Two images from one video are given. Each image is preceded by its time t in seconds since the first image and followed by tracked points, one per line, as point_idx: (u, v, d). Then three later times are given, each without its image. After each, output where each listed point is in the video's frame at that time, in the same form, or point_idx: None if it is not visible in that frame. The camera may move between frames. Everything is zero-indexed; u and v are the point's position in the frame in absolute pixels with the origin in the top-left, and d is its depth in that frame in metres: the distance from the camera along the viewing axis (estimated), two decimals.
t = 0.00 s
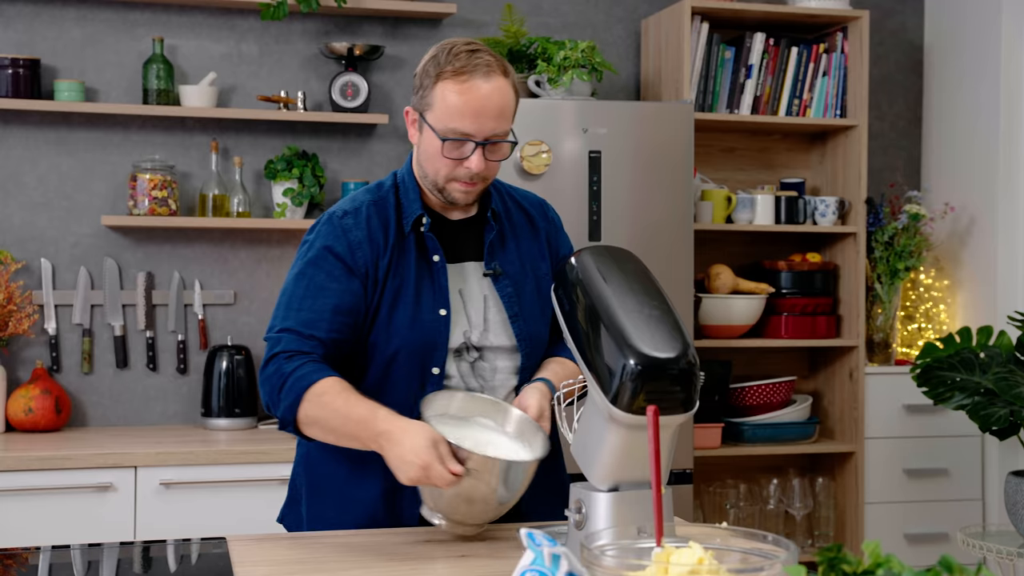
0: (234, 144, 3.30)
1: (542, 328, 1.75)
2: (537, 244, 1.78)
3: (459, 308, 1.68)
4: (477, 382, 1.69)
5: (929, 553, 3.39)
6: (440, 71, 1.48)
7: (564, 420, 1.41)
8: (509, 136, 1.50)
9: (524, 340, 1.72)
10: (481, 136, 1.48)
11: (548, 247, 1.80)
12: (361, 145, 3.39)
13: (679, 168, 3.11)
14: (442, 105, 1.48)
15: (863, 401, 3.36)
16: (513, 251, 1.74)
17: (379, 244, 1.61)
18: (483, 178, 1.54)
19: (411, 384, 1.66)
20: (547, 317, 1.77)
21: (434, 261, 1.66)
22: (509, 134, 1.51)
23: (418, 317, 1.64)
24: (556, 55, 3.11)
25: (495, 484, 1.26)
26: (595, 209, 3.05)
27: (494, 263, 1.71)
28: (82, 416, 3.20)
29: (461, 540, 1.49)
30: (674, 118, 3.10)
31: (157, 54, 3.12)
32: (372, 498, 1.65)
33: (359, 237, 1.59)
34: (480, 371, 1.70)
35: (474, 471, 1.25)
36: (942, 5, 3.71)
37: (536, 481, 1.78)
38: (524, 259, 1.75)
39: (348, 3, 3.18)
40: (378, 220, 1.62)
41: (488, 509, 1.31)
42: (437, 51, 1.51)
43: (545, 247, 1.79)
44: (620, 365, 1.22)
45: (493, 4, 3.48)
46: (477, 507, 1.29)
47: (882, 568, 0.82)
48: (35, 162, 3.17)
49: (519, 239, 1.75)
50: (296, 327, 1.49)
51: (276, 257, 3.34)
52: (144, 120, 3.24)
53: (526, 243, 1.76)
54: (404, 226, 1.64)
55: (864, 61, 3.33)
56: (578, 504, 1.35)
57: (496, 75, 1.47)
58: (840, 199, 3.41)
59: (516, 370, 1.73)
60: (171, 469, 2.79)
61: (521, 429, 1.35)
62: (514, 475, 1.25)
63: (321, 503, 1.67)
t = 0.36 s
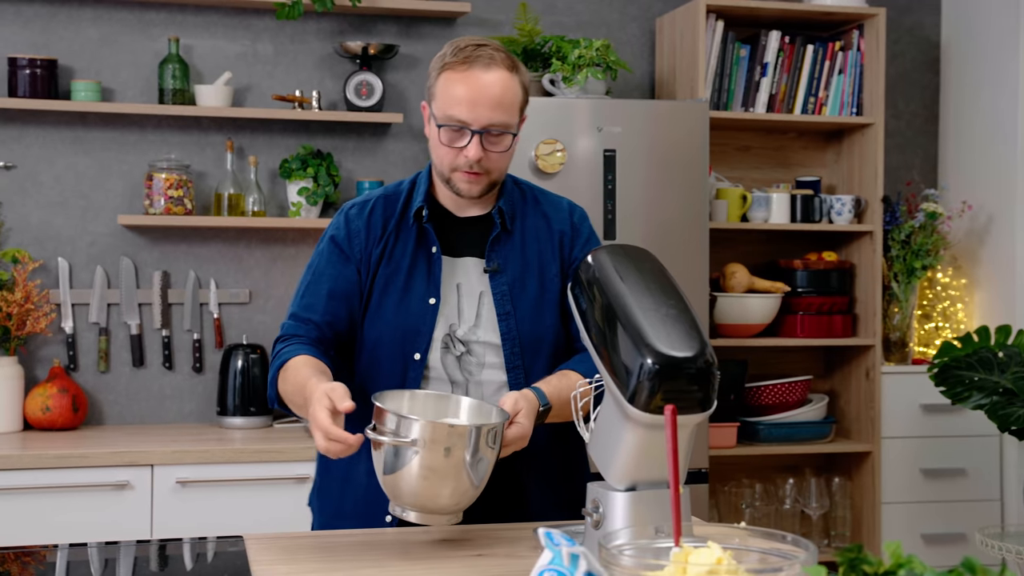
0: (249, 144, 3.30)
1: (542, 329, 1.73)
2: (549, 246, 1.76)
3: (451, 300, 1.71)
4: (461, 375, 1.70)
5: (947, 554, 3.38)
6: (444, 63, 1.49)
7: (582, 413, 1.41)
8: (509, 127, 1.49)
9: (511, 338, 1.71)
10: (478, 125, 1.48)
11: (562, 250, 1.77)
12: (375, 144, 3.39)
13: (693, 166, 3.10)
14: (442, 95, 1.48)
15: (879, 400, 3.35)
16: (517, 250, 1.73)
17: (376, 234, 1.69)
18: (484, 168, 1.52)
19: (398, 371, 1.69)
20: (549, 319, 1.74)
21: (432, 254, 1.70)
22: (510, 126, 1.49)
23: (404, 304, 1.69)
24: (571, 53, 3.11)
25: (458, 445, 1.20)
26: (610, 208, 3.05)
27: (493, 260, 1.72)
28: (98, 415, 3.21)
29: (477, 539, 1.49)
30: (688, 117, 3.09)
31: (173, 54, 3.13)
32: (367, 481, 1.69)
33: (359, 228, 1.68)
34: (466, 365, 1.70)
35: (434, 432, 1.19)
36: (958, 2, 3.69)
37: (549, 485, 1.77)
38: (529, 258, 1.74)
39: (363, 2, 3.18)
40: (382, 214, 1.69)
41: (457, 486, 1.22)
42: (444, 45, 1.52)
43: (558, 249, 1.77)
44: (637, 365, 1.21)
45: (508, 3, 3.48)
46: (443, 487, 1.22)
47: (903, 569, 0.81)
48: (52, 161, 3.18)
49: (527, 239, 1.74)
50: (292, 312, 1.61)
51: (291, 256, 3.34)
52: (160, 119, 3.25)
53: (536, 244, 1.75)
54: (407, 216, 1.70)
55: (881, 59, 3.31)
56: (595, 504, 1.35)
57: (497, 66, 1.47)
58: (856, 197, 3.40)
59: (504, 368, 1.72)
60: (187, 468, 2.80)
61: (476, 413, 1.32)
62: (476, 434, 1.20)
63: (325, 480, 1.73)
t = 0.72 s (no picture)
0: (267, 145, 3.31)
1: (554, 326, 1.70)
2: (573, 246, 1.73)
3: (467, 291, 1.72)
4: (466, 364, 1.70)
5: (966, 558, 3.36)
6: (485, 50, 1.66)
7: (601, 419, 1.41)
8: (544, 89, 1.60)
9: (519, 330, 1.69)
10: (515, 83, 1.59)
11: (586, 252, 1.74)
12: (393, 145, 3.40)
13: (711, 167, 3.09)
14: (483, 68, 1.63)
15: (898, 403, 3.33)
16: (539, 245, 1.72)
17: (405, 228, 1.76)
18: (521, 131, 1.61)
19: (408, 358, 1.72)
20: (562, 315, 1.71)
21: (454, 246, 1.73)
22: (546, 90, 1.61)
23: (420, 290, 1.72)
24: (589, 55, 3.10)
25: (457, 474, 1.24)
26: (628, 209, 3.04)
27: (513, 253, 1.71)
28: (117, 415, 3.22)
29: (497, 542, 1.49)
30: (706, 118, 3.08)
31: (192, 56, 3.14)
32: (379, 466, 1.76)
33: (391, 224, 1.77)
34: (473, 355, 1.70)
35: (432, 463, 1.23)
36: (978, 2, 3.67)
37: (565, 486, 1.74)
38: (550, 257, 1.72)
39: (381, 4, 3.19)
40: (414, 210, 1.77)
41: (458, 515, 1.27)
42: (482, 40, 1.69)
43: (581, 250, 1.73)
44: (657, 367, 1.20)
45: (526, 5, 3.47)
46: (440, 517, 1.26)
47: (926, 574, 0.80)
48: (71, 163, 3.20)
49: (552, 238, 1.73)
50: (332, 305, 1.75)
51: (308, 257, 3.35)
52: (178, 121, 3.26)
53: (559, 243, 1.73)
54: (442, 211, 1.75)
55: (900, 59, 3.30)
56: (613, 506, 1.34)
57: (533, 44, 1.63)
58: (875, 199, 3.39)
59: (511, 360, 1.69)
60: (204, 469, 2.81)
61: (465, 437, 1.34)
62: (473, 461, 1.25)
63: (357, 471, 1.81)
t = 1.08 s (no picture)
0: (271, 147, 3.32)
1: (542, 325, 1.68)
2: (566, 245, 1.71)
3: (459, 290, 1.72)
4: (455, 362, 1.70)
5: (970, 560, 3.35)
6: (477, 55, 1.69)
7: (606, 422, 1.41)
8: (538, 87, 1.62)
9: (507, 328, 1.67)
10: (509, 82, 1.62)
11: (578, 250, 1.71)
12: (397, 147, 3.40)
13: (715, 168, 3.09)
14: (477, 70, 1.66)
15: (902, 404, 3.33)
16: (532, 244, 1.70)
17: (402, 232, 1.79)
18: (517, 128, 1.62)
19: (400, 356, 1.73)
20: (551, 314, 1.68)
21: (449, 248, 1.74)
22: (540, 88, 1.63)
23: (413, 291, 1.74)
24: (593, 56, 3.10)
25: (448, 488, 1.25)
26: (631, 210, 3.04)
27: (505, 251, 1.71)
28: (120, 416, 3.23)
29: (501, 544, 1.49)
30: (710, 120, 3.08)
31: (195, 57, 3.14)
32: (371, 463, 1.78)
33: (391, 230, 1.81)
34: (461, 353, 1.70)
35: (422, 478, 1.24)
36: (982, 3, 3.66)
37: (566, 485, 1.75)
38: (542, 257, 1.70)
39: (385, 5, 3.19)
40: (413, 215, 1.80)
41: (450, 528, 1.27)
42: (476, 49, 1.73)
43: (573, 248, 1.71)
44: (661, 369, 1.20)
45: (529, 6, 3.48)
46: (435, 531, 1.26)
47: None
48: (75, 164, 3.20)
49: (545, 237, 1.71)
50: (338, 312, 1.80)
51: (312, 259, 3.35)
52: (182, 122, 3.26)
53: (551, 242, 1.71)
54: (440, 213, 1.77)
55: (904, 60, 3.29)
56: (618, 508, 1.34)
57: (525, 46, 1.66)
58: (878, 200, 3.39)
59: (499, 358, 1.68)
60: (208, 470, 2.81)
61: (454, 450, 1.35)
62: (463, 475, 1.26)
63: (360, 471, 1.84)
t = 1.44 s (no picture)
0: (275, 148, 3.32)
1: (530, 325, 1.72)
2: (545, 243, 1.76)
3: (442, 294, 1.74)
4: (443, 367, 1.71)
5: (973, 563, 3.35)
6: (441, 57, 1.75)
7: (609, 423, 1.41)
8: (505, 88, 1.69)
9: (496, 330, 1.70)
10: (476, 84, 1.68)
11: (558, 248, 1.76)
12: (400, 148, 3.40)
13: (718, 169, 3.09)
14: (443, 72, 1.72)
15: (905, 407, 3.33)
16: (510, 245, 1.75)
17: (373, 239, 1.80)
18: (486, 130, 1.68)
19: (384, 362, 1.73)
20: (537, 314, 1.73)
21: (426, 252, 1.76)
22: (507, 89, 1.69)
23: (394, 298, 1.74)
24: (596, 58, 3.10)
25: (444, 490, 1.25)
26: (635, 212, 3.04)
27: (486, 254, 1.73)
28: (124, 417, 3.23)
29: (503, 545, 1.49)
30: (713, 122, 3.09)
31: (199, 58, 3.14)
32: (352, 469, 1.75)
33: (361, 237, 1.81)
34: (449, 357, 1.71)
35: (417, 481, 1.24)
36: (986, 6, 3.66)
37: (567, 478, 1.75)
38: (524, 258, 1.75)
39: (389, 7, 3.19)
40: (384, 222, 1.81)
41: (445, 530, 1.27)
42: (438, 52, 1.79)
43: (554, 246, 1.76)
44: (666, 371, 1.20)
45: (533, 8, 3.48)
46: (430, 532, 1.27)
47: None
48: (79, 165, 3.21)
49: (523, 237, 1.76)
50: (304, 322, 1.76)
51: (315, 260, 3.36)
52: (186, 123, 3.27)
53: (531, 241, 1.76)
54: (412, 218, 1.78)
55: (908, 63, 3.29)
56: (621, 511, 1.35)
57: (490, 47, 1.73)
58: (882, 203, 3.39)
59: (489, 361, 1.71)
60: (212, 471, 2.81)
61: (448, 452, 1.38)
62: (458, 477, 1.26)
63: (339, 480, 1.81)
